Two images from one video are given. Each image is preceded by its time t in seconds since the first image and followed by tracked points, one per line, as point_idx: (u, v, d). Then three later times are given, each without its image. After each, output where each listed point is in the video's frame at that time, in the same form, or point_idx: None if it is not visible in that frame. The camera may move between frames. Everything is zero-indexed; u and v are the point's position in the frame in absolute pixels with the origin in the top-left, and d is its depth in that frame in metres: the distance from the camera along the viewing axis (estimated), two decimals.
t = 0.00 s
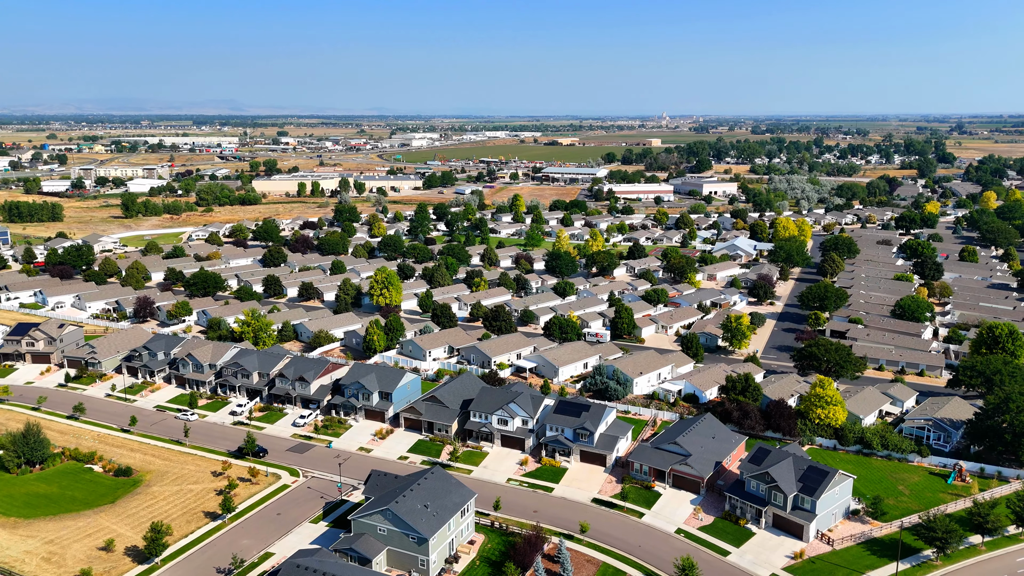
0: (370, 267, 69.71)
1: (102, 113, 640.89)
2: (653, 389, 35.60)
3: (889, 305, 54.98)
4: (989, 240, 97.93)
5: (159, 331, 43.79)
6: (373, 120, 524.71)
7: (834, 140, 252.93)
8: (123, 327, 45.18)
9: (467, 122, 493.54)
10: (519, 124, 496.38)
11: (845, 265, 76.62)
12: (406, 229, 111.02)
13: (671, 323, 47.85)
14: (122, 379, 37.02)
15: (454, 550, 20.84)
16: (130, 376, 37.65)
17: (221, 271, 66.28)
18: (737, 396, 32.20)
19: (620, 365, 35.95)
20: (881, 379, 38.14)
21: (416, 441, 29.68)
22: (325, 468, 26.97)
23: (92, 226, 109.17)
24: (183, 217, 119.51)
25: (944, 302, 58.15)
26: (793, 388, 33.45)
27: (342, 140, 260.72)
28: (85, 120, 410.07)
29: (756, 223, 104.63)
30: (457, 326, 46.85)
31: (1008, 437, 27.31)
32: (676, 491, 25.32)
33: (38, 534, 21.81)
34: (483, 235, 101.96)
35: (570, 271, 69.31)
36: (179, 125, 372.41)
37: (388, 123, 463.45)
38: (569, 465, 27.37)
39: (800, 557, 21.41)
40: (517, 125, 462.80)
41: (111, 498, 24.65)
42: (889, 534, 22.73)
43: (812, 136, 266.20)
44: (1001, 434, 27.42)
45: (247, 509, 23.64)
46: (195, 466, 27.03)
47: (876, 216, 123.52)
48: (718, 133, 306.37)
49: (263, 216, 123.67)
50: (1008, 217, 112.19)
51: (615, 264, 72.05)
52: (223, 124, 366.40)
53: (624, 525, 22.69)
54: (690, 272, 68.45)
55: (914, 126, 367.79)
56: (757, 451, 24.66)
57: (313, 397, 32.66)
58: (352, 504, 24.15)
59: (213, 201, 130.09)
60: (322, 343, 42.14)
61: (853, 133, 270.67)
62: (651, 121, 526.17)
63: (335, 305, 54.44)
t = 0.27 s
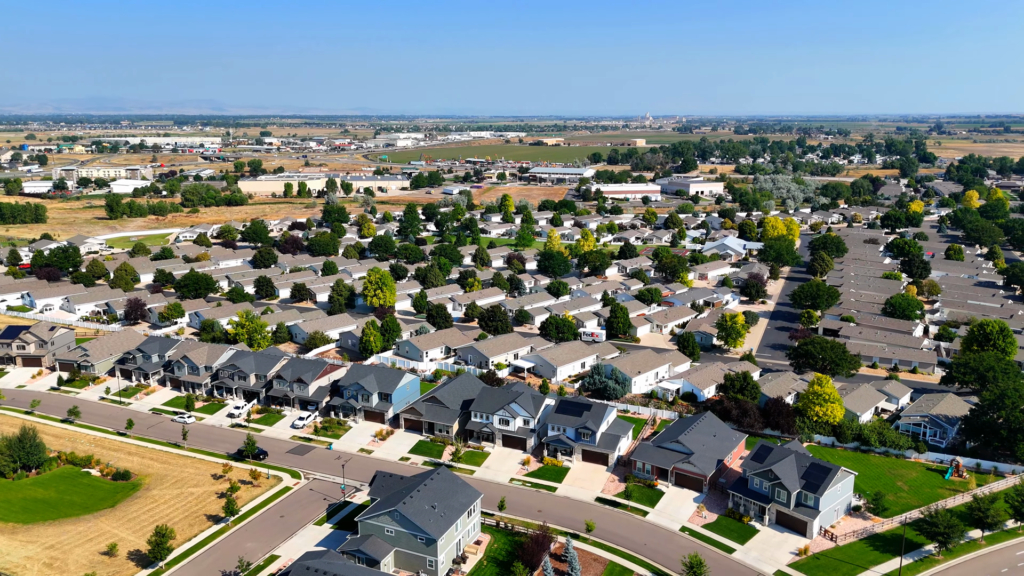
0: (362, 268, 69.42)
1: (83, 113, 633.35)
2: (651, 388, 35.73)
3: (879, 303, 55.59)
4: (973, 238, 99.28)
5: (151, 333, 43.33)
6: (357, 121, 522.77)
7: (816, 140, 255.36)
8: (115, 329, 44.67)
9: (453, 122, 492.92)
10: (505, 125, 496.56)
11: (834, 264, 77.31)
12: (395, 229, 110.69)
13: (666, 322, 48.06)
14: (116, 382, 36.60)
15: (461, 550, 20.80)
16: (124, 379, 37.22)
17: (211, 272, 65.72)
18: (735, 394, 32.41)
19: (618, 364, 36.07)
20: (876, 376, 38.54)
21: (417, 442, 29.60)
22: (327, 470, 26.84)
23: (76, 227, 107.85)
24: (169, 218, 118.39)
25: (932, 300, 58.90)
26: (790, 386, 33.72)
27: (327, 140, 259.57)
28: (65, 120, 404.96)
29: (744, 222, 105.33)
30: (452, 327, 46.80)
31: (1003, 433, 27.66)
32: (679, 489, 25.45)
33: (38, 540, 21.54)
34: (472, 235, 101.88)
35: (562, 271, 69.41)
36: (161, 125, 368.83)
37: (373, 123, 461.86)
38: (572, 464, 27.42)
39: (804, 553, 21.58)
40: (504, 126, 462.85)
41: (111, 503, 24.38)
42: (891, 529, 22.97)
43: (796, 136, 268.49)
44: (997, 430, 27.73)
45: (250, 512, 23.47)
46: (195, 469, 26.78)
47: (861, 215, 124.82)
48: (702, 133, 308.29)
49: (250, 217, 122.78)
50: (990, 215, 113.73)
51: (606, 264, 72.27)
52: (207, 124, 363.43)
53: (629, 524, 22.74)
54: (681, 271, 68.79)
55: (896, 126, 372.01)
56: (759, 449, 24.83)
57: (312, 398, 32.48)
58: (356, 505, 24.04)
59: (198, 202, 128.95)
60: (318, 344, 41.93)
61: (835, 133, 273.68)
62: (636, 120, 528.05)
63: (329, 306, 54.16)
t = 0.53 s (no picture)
0: (353, 269, 69.10)
1: (62, 112, 625.72)
2: (649, 386, 35.87)
3: (870, 301, 56.17)
4: (958, 237, 100.58)
5: (143, 335, 42.85)
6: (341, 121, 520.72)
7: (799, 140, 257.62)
8: (106, 332, 44.12)
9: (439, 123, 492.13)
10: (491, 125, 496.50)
11: (823, 263, 78.01)
12: (384, 230, 110.25)
13: (661, 321, 48.26)
14: (110, 385, 36.17)
15: (469, 551, 20.78)
16: (117, 382, 36.79)
17: (201, 274, 65.14)
18: (734, 392, 32.60)
19: (616, 364, 36.16)
20: (870, 374, 38.92)
21: (418, 442, 29.52)
22: (328, 472, 26.68)
23: (60, 229, 106.43)
24: (154, 218, 117.13)
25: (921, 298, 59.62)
26: (787, 383, 33.99)
27: (311, 140, 258.05)
28: (45, 120, 399.76)
29: (733, 222, 105.99)
30: (448, 327, 46.71)
31: (998, 429, 28.00)
32: (681, 487, 25.57)
33: (38, 546, 21.27)
34: (462, 235, 101.72)
35: (554, 271, 69.43)
36: (142, 125, 364.71)
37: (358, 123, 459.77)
38: (574, 464, 27.47)
39: (808, 550, 21.74)
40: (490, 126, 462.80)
41: (110, 506, 24.11)
42: (891, 525, 23.21)
43: (779, 136, 270.79)
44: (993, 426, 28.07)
45: (253, 514, 23.30)
46: (194, 472, 26.52)
47: (847, 215, 126.06)
48: (687, 133, 310.04)
49: (236, 217, 121.77)
50: (974, 214, 115.27)
51: (598, 264, 72.46)
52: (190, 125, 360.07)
53: (634, 523, 22.81)
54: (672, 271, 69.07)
55: (878, 126, 376.18)
56: (761, 446, 24.99)
57: (310, 400, 32.31)
58: (360, 507, 23.94)
59: (184, 202, 127.73)
60: (314, 346, 41.69)
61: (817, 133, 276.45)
62: (621, 120, 529.76)
63: (322, 307, 53.86)
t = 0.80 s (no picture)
0: (345, 270, 68.78)
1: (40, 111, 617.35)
2: (647, 385, 36.00)
3: (860, 299, 56.74)
4: (942, 236, 101.83)
5: (136, 337, 42.38)
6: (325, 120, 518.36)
7: (782, 140, 259.74)
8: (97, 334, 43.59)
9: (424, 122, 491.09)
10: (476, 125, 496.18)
11: (812, 262, 78.68)
12: (373, 230, 109.80)
13: (655, 320, 48.45)
14: (103, 388, 35.74)
15: (476, 551, 20.75)
16: (110, 385, 36.36)
17: (191, 275, 64.52)
18: (732, 390, 32.79)
19: (614, 363, 36.25)
20: (864, 371, 39.32)
21: (419, 443, 29.42)
22: (330, 474, 26.53)
23: (43, 230, 104.99)
24: (140, 219, 115.89)
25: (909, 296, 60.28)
26: (783, 381, 34.26)
27: (296, 140, 256.47)
28: (23, 120, 394.26)
29: (722, 221, 106.61)
30: (443, 328, 46.60)
31: (994, 424, 28.37)
32: (684, 486, 25.68)
33: (39, 551, 21.01)
34: (452, 235, 101.54)
35: (546, 271, 69.45)
36: (124, 125, 360.48)
37: (343, 123, 457.54)
38: (576, 463, 27.52)
39: (812, 546, 21.90)
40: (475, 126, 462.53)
41: (110, 510, 23.84)
42: (893, 521, 23.42)
43: (763, 135, 272.88)
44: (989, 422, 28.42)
45: (256, 517, 23.13)
46: (194, 476, 26.27)
47: (833, 214, 127.25)
48: (671, 132, 312.05)
49: (223, 218, 120.75)
50: (957, 213, 116.78)
51: (590, 263, 72.65)
52: (172, 124, 356.50)
53: (638, 521, 22.88)
54: (664, 271, 69.34)
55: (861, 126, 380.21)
56: (763, 444, 25.15)
57: (308, 401, 32.11)
58: (364, 508, 23.84)
59: (169, 203, 126.48)
60: (309, 347, 41.44)
61: (799, 134, 279.16)
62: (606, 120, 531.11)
63: (316, 308, 53.54)
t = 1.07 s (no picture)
0: (336, 270, 68.42)
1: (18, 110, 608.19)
2: (644, 384, 36.14)
3: (850, 297, 57.34)
4: (927, 234, 103.06)
5: (128, 340, 41.94)
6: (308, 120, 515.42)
7: (766, 140, 261.67)
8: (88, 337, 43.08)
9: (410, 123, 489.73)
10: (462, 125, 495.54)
11: (801, 260, 79.36)
12: (362, 231, 109.32)
13: (649, 319, 48.58)
14: (97, 391, 35.33)
15: (483, 551, 20.71)
16: (103, 388, 35.93)
17: (181, 276, 63.94)
18: (729, 388, 32.98)
19: (612, 362, 36.36)
20: (858, 369, 39.73)
21: (419, 444, 29.35)
22: (331, 475, 26.40)
23: (26, 232, 103.51)
24: (124, 220, 114.61)
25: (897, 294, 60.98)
26: (779, 379, 34.54)
27: (280, 140, 254.69)
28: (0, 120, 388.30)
29: (711, 221, 107.22)
30: (438, 328, 46.51)
31: (989, 420, 28.78)
32: (686, 484, 25.81)
33: (40, 556, 20.79)
34: (442, 236, 101.34)
35: (537, 271, 69.48)
36: (104, 125, 355.96)
37: (328, 123, 455.03)
38: (578, 462, 27.57)
39: (815, 542, 22.09)
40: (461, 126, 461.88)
41: (110, 514, 23.59)
42: (893, 516, 23.68)
43: (746, 135, 274.83)
44: (983, 418, 28.87)
45: (259, 519, 22.98)
46: (194, 479, 26.04)
47: (819, 213, 128.41)
48: (656, 132, 313.45)
49: (209, 219, 119.69)
50: (941, 211, 118.25)
51: (582, 263, 72.82)
52: (154, 124, 352.68)
53: (643, 519, 22.97)
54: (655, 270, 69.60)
55: (844, 125, 384.01)
56: (764, 441, 25.31)
57: (307, 403, 31.91)
58: (367, 509, 23.75)
59: (153, 204, 125.16)
60: (304, 348, 41.19)
61: (782, 133, 281.56)
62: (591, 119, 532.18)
63: (309, 310, 53.23)
